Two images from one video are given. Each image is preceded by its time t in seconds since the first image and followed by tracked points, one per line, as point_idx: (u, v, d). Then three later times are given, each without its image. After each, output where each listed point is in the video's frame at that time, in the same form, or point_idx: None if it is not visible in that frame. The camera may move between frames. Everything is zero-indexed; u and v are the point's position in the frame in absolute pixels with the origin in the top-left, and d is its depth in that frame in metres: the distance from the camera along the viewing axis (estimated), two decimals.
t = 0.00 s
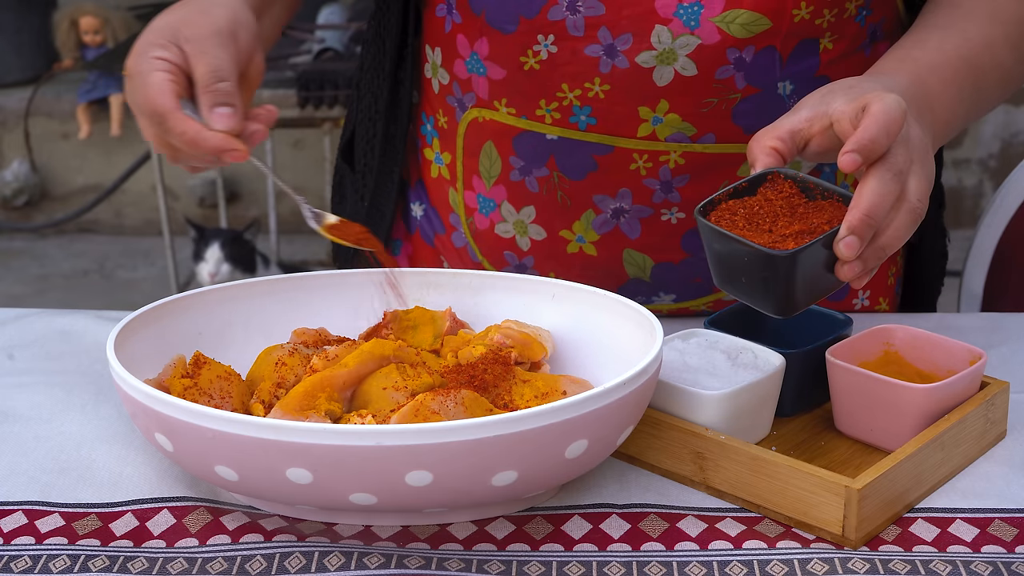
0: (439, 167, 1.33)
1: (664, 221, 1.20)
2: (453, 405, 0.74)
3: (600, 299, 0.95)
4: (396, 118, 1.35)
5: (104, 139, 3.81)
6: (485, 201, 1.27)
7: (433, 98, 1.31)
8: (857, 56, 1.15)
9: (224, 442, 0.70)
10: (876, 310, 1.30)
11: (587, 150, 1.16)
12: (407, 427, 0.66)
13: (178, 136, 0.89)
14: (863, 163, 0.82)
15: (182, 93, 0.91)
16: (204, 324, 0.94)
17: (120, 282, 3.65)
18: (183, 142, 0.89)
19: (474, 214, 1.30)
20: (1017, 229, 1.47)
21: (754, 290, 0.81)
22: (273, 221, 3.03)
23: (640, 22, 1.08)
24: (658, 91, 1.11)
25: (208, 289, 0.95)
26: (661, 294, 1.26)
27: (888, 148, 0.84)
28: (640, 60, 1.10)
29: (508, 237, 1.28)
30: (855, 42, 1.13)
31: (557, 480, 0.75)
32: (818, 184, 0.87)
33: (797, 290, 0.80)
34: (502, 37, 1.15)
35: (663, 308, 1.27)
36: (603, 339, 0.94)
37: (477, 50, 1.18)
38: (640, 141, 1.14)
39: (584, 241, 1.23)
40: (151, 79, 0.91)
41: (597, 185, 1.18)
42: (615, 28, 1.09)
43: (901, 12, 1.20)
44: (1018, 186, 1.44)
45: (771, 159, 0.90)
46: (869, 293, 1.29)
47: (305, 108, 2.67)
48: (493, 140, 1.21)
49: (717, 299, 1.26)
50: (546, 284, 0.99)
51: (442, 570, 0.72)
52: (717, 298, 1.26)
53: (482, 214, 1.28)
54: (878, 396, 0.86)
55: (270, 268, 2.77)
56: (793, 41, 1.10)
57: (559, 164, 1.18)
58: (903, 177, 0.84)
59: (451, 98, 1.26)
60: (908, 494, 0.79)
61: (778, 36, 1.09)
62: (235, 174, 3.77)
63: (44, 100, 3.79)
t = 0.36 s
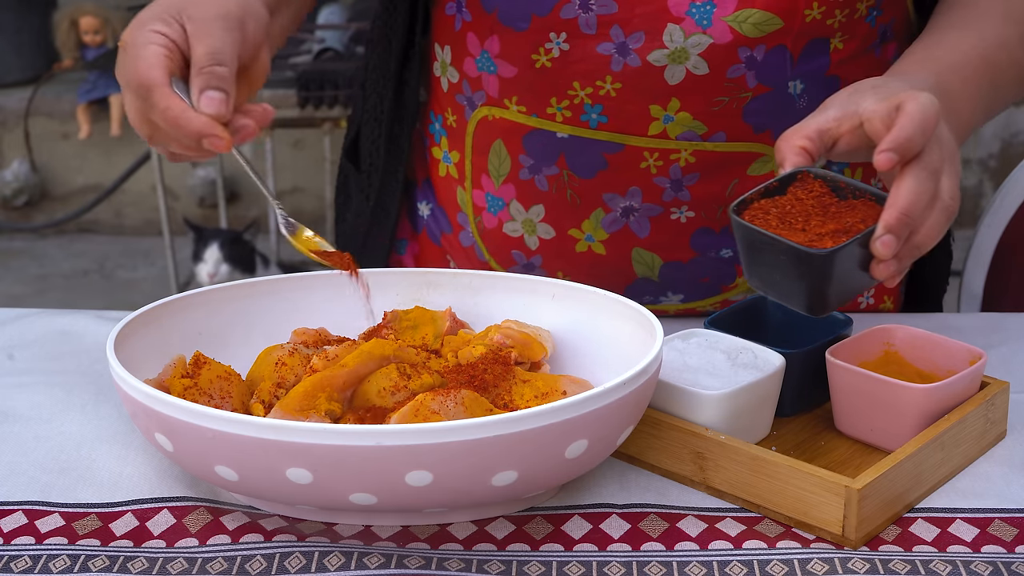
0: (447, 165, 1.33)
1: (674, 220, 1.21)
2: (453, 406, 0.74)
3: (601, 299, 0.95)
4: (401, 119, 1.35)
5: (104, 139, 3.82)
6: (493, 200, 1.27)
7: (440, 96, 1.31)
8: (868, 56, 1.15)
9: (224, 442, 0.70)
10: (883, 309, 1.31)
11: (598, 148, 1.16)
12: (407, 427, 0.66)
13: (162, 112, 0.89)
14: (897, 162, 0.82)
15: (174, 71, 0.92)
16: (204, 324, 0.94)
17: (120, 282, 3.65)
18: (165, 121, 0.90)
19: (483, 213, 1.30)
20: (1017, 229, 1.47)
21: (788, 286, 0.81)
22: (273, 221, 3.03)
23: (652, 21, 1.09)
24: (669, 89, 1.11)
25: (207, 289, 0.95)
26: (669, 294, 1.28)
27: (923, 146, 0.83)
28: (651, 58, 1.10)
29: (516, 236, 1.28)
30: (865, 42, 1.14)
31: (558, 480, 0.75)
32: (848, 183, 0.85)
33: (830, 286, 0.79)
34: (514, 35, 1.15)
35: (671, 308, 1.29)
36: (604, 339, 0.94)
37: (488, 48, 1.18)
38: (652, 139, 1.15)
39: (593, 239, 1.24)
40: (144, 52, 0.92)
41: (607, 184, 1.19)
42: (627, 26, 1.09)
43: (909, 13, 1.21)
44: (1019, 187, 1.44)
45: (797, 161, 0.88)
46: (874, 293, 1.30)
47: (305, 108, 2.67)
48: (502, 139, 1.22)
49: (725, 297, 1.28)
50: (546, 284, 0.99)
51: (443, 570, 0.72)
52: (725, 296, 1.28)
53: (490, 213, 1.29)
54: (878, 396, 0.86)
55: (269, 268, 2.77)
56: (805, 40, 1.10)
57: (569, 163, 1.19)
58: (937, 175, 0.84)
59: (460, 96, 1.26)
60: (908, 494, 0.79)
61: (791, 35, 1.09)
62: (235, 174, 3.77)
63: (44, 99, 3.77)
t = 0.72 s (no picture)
0: (455, 164, 1.33)
1: (684, 220, 1.21)
2: (453, 405, 0.74)
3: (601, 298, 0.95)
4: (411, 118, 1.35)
5: (104, 139, 3.82)
6: (503, 199, 1.28)
7: (451, 95, 1.29)
8: (877, 56, 1.17)
9: (224, 442, 0.70)
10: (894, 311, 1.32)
11: (609, 147, 1.17)
12: (407, 427, 0.66)
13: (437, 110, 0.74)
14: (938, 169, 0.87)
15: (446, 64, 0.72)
16: (204, 324, 0.94)
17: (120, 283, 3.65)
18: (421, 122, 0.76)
19: (492, 213, 1.30)
20: (1017, 229, 1.47)
21: (826, 298, 0.82)
22: (273, 221, 3.02)
23: (667, 21, 1.09)
24: (682, 90, 1.12)
25: (208, 289, 0.95)
26: (677, 295, 1.28)
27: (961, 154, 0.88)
28: (666, 58, 1.11)
29: (526, 236, 1.28)
30: (877, 42, 1.16)
31: (557, 480, 0.75)
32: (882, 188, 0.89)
33: (871, 296, 0.81)
34: (527, 34, 1.14)
35: (678, 308, 1.31)
36: (605, 337, 0.94)
37: (500, 47, 1.18)
38: (664, 139, 1.16)
39: (603, 240, 1.25)
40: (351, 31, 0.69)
41: (618, 184, 1.19)
42: (641, 26, 1.10)
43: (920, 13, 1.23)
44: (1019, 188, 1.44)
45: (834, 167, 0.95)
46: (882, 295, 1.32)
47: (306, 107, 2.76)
48: (513, 138, 1.22)
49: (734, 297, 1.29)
50: (546, 284, 0.99)
51: (443, 570, 0.72)
52: (734, 297, 1.29)
53: (499, 212, 1.29)
54: (878, 396, 0.86)
55: (269, 268, 2.77)
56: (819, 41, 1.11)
57: (581, 162, 1.19)
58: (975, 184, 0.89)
59: (470, 95, 1.25)
60: (908, 494, 0.79)
61: (805, 35, 1.10)
62: (235, 174, 3.78)
63: (44, 99, 3.83)
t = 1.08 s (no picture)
0: (463, 164, 1.31)
1: (692, 220, 1.22)
2: (453, 406, 0.74)
3: (601, 299, 0.95)
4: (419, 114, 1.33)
5: (104, 139, 3.82)
6: (510, 199, 1.27)
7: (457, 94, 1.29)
8: (884, 57, 1.18)
9: (224, 442, 0.70)
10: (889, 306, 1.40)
11: (618, 146, 1.17)
12: (407, 427, 0.66)
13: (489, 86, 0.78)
14: (940, 246, 0.80)
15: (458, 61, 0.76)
16: (204, 324, 0.94)
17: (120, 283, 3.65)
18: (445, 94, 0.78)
19: (500, 211, 1.29)
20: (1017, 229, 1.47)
21: (827, 376, 0.74)
22: (273, 221, 3.02)
23: (676, 20, 1.09)
24: (692, 89, 1.13)
25: (207, 289, 0.95)
26: (684, 293, 1.30)
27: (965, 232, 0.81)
28: (675, 58, 1.11)
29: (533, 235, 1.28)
30: (885, 43, 1.16)
31: (558, 480, 0.75)
32: (891, 271, 0.79)
33: (877, 372, 0.73)
34: (536, 33, 1.13)
35: (684, 308, 1.31)
36: (604, 337, 0.94)
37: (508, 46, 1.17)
38: (672, 139, 1.16)
39: (610, 238, 1.25)
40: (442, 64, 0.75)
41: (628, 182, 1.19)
42: (650, 26, 1.10)
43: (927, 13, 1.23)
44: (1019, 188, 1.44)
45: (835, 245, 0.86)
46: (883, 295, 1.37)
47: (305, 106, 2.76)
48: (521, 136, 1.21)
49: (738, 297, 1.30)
50: (546, 284, 0.99)
51: (443, 570, 0.72)
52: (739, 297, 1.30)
53: (507, 211, 1.28)
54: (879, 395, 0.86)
55: (269, 268, 2.77)
56: (828, 41, 1.12)
57: (589, 161, 1.19)
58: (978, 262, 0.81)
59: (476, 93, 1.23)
60: (908, 494, 0.79)
61: (813, 35, 1.10)
62: (235, 174, 3.78)
63: (44, 99, 3.84)
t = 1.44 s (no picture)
0: (458, 159, 1.33)
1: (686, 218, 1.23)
2: (453, 406, 0.74)
3: (602, 299, 0.95)
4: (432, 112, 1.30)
5: (104, 139, 3.82)
6: (508, 194, 1.28)
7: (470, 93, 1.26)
8: (878, 59, 1.18)
9: (224, 442, 0.70)
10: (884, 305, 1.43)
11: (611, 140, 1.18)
12: (407, 427, 0.66)
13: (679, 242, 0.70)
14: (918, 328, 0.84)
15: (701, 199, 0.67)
16: (204, 324, 0.94)
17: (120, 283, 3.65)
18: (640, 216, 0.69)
19: (496, 207, 1.30)
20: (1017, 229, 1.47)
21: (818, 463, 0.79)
22: (273, 221, 3.02)
23: (673, 21, 1.10)
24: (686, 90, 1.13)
25: (207, 289, 0.95)
26: (677, 291, 1.31)
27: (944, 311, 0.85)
28: (670, 58, 1.11)
29: (529, 231, 1.29)
30: (878, 45, 1.16)
31: (558, 480, 0.75)
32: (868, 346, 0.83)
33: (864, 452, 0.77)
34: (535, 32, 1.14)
35: (678, 306, 1.32)
36: (608, 338, 0.94)
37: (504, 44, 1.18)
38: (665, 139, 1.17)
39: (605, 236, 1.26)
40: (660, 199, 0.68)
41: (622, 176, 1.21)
42: (646, 25, 1.11)
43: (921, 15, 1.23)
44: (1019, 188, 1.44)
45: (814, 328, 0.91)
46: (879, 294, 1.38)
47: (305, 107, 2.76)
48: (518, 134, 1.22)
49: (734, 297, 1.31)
50: (546, 284, 0.99)
51: (442, 570, 0.72)
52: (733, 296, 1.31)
53: (502, 207, 1.29)
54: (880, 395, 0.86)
55: (269, 268, 2.77)
56: (822, 43, 1.12)
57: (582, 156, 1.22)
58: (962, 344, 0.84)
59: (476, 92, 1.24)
60: (908, 494, 0.78)
61: (807, 38, 1.10)
62: (235, 174, 3.78)
63: (44, 99, 3.84)
